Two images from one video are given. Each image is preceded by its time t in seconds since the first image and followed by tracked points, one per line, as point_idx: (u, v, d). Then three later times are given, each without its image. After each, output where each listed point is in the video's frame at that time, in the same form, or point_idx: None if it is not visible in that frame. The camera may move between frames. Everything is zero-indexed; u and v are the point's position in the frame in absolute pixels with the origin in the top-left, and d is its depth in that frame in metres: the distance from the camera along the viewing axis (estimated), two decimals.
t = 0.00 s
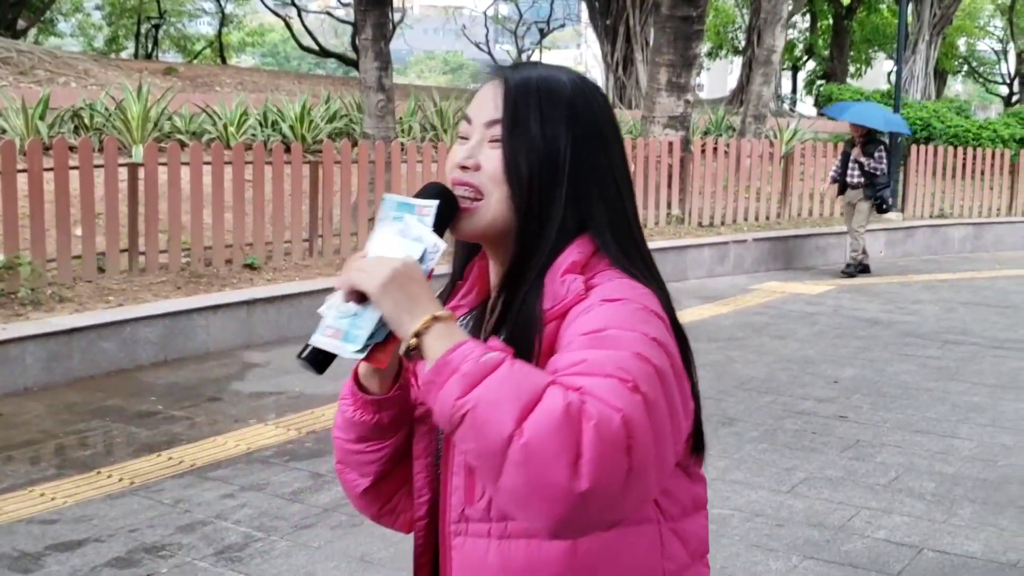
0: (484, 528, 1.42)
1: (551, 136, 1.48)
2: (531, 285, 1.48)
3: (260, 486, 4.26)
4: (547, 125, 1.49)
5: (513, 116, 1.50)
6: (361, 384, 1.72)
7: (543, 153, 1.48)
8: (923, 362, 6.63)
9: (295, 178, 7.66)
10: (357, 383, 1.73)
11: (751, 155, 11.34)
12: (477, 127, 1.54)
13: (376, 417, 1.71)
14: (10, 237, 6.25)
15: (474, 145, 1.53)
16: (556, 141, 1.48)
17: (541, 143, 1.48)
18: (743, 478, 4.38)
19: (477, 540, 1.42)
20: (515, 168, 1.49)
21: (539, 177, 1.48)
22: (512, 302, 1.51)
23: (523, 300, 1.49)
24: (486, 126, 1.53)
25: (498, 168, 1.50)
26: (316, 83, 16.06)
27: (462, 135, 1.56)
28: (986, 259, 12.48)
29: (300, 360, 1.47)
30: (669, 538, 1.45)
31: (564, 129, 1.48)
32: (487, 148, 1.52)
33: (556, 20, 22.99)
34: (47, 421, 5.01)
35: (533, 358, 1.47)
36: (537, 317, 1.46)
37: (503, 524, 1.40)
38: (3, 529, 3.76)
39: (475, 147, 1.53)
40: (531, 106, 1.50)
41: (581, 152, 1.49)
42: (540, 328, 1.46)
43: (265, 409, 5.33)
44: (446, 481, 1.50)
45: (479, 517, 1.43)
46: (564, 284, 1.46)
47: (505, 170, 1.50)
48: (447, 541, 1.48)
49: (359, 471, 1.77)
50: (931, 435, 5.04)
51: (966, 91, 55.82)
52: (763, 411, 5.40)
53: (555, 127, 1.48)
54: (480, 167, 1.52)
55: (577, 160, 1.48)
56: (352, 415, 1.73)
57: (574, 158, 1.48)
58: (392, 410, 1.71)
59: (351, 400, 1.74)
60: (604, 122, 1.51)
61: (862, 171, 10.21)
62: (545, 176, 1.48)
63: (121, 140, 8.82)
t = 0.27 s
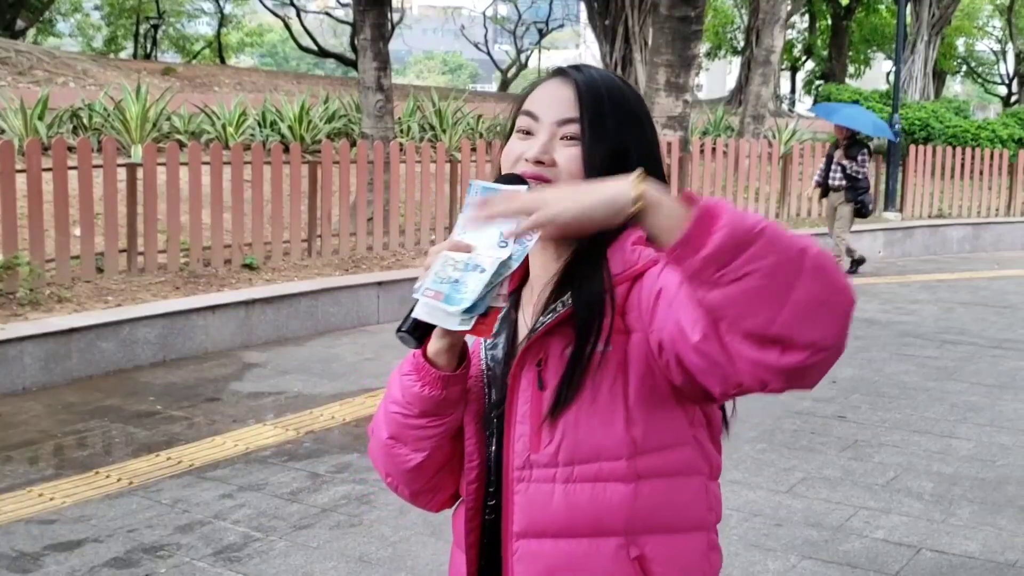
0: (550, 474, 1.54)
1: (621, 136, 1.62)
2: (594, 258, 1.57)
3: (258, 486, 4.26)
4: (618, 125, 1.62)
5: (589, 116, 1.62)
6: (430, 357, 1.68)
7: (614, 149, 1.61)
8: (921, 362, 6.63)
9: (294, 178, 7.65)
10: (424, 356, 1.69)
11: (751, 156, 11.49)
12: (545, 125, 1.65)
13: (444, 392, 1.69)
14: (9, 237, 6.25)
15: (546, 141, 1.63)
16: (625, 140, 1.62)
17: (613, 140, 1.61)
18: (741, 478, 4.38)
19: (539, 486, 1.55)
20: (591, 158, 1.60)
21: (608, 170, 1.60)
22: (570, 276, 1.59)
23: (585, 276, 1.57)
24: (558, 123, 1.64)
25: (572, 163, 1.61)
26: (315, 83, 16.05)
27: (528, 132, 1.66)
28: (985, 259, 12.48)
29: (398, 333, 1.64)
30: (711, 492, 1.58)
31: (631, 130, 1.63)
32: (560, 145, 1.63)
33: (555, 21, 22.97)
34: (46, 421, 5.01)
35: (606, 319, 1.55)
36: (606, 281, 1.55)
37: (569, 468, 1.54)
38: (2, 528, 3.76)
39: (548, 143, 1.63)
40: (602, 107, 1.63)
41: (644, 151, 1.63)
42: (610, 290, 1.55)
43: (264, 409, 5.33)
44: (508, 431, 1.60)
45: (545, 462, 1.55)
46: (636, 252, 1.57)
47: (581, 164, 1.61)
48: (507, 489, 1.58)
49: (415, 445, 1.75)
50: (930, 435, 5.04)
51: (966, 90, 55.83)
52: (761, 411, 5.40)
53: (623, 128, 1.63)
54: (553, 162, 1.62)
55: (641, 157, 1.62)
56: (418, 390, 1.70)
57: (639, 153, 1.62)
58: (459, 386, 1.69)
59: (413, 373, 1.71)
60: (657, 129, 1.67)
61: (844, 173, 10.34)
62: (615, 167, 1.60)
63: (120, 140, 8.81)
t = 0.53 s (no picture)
0: (580, 448, 1.57)
1: (614, 134, 1.63)
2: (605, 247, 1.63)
3: (257, 486, 4.27)
4: (609, 124, 1.63)
5: (580, 116, 1.63)
6: (449, 356, 1.68)
7: (610, 147, 1.62)
8: (920, 363, 6.65)
9: (294, 178, 7.66)
10: (444, 355, 1.68)
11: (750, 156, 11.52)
12: (538, 129, 1.66)
13: (465, 391, 1.68)
14: (9, 238, 6.26)
15: (539, 146, 1.64)
16: (619, 136, 1.63)
17: (606, 138, 1.62)
18: (739, 478, 4.39)
19: (573, 460, 1.57)
20: (585, 160, 1.61)
21: (605, 169, 1.61)
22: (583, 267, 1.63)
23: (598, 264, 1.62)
24: (550, 127, 1.65)
25: (568, 164, 1.62)
26: (314, 84, 16.06)
27: (523, 139, 1.67)
28: (983, 260, 12.48)
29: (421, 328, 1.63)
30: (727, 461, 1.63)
31: (625, 125, 1.64)
32: (554, 148, 1.63)
33: (554, 21, 22.95)
34: (45, 421, 5.01)
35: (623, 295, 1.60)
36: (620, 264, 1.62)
37: (599, 440, 1.56)
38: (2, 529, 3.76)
39: (541, 148, 1.64)
40: (593, 107, 1.63)
41: (638, 147, 1.66)
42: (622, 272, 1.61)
43: (263, 409, 5.34)
44: (534, 411, 1.62)
45: (575, 437, 1.57)
46: (648, 240, 1.65)
47: (576, 167, 1.61)
48: (539, 470, 1.59)
49: (438, 447, 1.73)
50: (928, 436, 5.05)
51: (965, 90, 55.82)
52: (759, 412, 5.41)
53: (615, 125, 1.63)
54: (549, 165, 1.63)
55: (637, 153, 1.65)
56: (438, 391, 1.68)
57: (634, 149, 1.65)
58: (479, 383, 1.68)
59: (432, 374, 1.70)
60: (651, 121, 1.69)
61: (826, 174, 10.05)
62: (612, 165, 1.62)
63: (120, 140, 8.81)
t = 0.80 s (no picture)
0: (530, 472, 1.55)
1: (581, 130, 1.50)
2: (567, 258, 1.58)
3: (255, 486, 4.27)
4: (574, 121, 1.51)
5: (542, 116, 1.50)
6: (412, 376, 1.72)
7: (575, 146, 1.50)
8: (917, 362, 6.65)
9: (291, 178, 7.67)
10: (408, 375, 1.73)
11: (746, 157, 11.45)
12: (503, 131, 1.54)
13: (428, 410, 1.71)
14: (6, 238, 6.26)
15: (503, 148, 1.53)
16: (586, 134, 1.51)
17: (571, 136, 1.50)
18: (736, 478, 4.40)
19: (521, 485, 1.55)
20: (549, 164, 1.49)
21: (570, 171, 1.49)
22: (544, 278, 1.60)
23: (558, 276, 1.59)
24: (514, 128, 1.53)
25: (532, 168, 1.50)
26: (311, 84, 16.06)
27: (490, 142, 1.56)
28: (980, 260, 12.50)
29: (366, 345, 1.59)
30: (693, 483, 1.59)
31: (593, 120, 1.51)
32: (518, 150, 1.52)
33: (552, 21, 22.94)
34: (43, 422, 5.01)
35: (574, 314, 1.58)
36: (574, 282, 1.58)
37: (548, 466, 1.54)
38: None
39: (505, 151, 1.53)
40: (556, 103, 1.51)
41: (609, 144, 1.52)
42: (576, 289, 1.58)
43: (261, 409, 5.34)
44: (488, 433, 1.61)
45: (523, 462, 1.56)
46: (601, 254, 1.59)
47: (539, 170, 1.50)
48: (490, 491, 1.58)
49: (405, 464, 1.77)
50: (926, 435, 5.05)
51: (963, 90, 55.86)
52: (757, 411, 5.41)
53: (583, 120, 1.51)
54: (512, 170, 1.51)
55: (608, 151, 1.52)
56: (402, 409, 1.73)
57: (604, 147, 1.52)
58: (443, 403, 1.71)
59: (398, 393, 1.74)
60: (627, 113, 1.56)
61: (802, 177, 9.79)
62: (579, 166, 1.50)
63: (117, 140, 8.81)
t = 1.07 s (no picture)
0: (456, 517, 1.44)
1: (515, 128, 1.44)
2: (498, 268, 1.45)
3: (254, 486, 4.26)
4: (509, 119, 1.44)
5: (474, 118, 1.45)
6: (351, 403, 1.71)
7: (509, 145, 1.44)
8: (916, 362, 6.66)
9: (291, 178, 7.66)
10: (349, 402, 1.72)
11: (745, 156, 11.42)
12: (439, 136, 1.50)
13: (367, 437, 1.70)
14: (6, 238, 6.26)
15: (439, 154, 1.49)
16: (521, 132, 1.44)
17: (505, 135, 1.44)
18: (736, 477, 4.40)
19: (450, 530, 1.45)
20: (483, 168, 1.44)
21: (506, 175, 1.44)
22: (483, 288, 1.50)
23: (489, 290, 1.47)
24: (448, 132, 1.49)
25: (465, 174, 1.46)
26: (310, 83, 16.07)
27: (427, 148, 1.52)
28: (980, 260, 12.51)
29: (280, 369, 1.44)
30: (640, 523, 1.44)
31: (529, 118, 1.44)
32: (452, 155, 1.48)
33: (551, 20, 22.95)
34: (42, 421, 5.01)
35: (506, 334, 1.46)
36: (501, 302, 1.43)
37: (473, 513, 1.42)
38: None
39: (439, 157, 1.49)
40: (490, 105, 1.45)
41: (547, 145, 1.45)
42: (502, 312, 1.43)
43: (260, 408, 5.34)
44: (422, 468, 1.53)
45: (451, 507, 1.45)
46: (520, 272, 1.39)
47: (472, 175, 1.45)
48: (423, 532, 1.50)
49: (353, 491, 1.76)
50: (925, 435, 5.05)
51: (962, 90, 55.91)
52: (756, 411, 5.42)
53: (518, 118, 1.44)
54: (446, 175, 1.48)
55: (545, 151, 1.45)
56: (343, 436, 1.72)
57: (541, 146, 1.44)
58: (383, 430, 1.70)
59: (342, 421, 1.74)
60: (570, 110, 1.47)
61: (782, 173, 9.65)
62: (514, 168, 1.44)
63: (116, 139, 8.81)
